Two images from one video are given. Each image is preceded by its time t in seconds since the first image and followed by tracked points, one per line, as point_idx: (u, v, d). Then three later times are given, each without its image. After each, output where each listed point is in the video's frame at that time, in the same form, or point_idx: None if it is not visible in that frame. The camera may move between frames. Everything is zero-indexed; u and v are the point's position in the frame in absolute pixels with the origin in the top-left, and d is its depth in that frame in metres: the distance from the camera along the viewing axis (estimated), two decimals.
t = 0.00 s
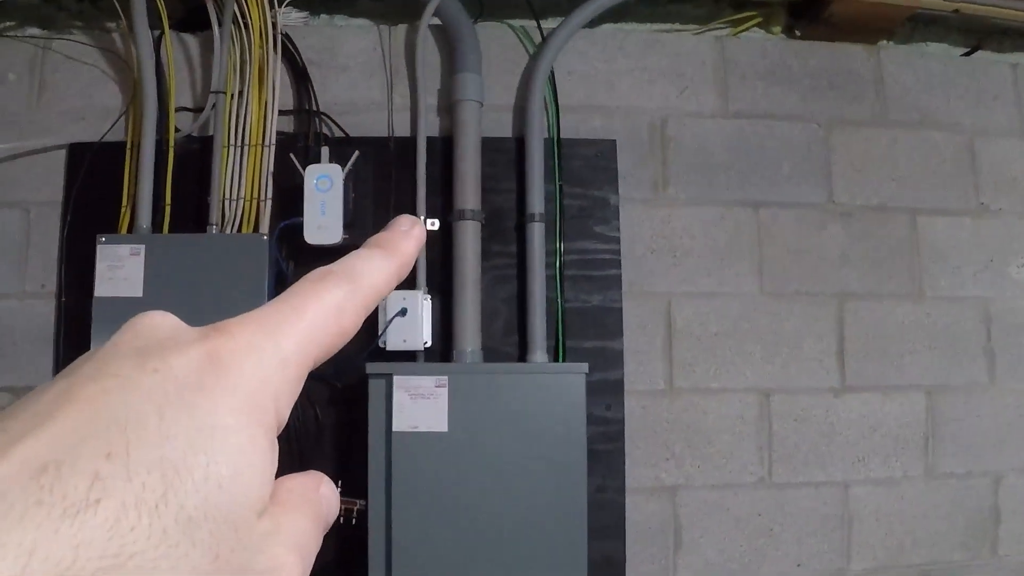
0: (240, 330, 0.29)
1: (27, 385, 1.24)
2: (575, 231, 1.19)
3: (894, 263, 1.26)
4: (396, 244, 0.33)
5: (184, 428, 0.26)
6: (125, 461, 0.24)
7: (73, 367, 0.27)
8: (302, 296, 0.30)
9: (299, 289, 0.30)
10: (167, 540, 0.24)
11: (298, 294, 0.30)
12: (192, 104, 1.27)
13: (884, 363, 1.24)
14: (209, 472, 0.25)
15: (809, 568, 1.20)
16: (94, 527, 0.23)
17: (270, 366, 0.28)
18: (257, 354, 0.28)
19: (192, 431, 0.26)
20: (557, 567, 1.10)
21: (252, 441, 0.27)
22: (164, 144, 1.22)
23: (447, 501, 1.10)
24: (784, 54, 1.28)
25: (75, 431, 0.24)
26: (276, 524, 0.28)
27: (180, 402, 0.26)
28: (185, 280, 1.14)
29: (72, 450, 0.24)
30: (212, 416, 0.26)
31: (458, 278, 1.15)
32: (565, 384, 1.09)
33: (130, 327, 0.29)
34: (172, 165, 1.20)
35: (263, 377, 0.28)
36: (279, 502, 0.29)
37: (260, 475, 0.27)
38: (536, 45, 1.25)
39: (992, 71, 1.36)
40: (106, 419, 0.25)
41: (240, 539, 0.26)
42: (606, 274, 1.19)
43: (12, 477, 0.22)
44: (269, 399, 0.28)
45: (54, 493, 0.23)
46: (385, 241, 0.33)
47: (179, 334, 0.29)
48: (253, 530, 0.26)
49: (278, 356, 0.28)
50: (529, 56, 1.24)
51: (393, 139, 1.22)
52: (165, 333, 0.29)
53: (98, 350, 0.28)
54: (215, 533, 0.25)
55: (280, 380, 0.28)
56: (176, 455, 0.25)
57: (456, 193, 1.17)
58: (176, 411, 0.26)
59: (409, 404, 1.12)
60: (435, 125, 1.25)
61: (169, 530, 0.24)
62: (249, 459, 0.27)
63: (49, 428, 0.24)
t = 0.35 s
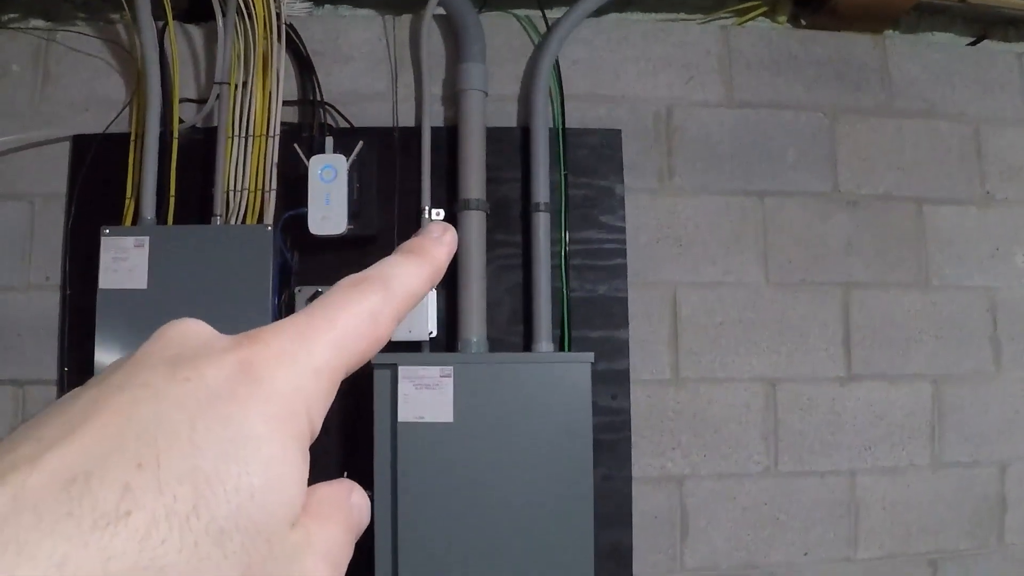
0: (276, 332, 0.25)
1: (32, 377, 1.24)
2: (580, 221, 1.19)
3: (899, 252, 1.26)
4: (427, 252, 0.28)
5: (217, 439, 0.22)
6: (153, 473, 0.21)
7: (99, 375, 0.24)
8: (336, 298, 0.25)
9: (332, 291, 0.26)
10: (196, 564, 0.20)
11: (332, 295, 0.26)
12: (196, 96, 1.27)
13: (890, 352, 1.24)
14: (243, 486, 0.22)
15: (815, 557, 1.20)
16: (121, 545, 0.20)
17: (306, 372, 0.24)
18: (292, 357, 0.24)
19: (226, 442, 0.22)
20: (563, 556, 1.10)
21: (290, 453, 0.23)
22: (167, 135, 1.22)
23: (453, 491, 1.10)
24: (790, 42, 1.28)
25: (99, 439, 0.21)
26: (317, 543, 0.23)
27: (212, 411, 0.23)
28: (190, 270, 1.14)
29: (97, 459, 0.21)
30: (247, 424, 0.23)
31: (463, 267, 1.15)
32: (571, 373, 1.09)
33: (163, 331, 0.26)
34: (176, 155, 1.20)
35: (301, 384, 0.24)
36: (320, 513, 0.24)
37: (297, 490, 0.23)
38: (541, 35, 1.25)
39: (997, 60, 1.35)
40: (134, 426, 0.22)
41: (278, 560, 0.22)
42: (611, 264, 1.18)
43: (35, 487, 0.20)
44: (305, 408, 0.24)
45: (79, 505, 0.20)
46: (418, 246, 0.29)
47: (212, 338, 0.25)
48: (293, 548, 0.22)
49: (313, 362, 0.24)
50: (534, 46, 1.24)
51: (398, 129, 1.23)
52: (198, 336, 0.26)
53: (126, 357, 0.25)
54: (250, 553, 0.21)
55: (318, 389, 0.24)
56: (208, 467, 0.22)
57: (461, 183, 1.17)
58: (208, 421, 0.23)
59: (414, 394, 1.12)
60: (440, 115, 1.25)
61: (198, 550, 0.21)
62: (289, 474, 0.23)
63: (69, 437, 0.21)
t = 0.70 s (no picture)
0: (303, 282, 0.30)
1: (36, 377, 1.25)
2: (583, 219, 1.19)
3: (902, 250, 1.26)
4: (489, 148, 0.33)
5: (247, 401, 0.27)
6: (183, 447, 0.26)
7: (138, 335, 0.29)
8: (378, 224, 0.30)
9: (372, 216, 0.31)
10: (241, 521, 0.26)
11: (371, 224, 0.30)
12: (198, 95, 1.28)
13: (893, 350, 1.24)
14: (277, 443, 0.27)
15: (819, 554, 1.20)
16: (164, 517, 0.25)
17: (345, 313, 0.29)
18: (325, 304, 0.29)
19: (259, 401, 0.28)
20: (567, 554, 1.10)
21: (325, 398, 0.28)
22: (170, 134, 1.22)
23: (456, 490, 1.10)
24: (791, 40, 1.28)
25: (134, 419, 0.26)
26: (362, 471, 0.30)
27: (243, 370, 0.28)
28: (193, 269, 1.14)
29: (133, 441, 0.26)
30: (275, 381, 0.28)
31: (466, 266, 1.15)
32: (575, 372, 1.09)
33: (194, 279, 0.31)
34: (178, 154, 1.20)
35: (332, 333, 0.29)
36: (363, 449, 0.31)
37: (335, 428, 0.29)
38: (543, 32, 1.25)
39: (999, 57, 1.35)
40: (166, 401, 0.26)
41: (326, 498, 0.28)
42: (615, 262, 1.18)
43: (78, 475, 0.25)
44: (341, 354, 0.29)
45: (119, 485, 0.25)
46: (477, 143, 0.33)
47: (240, 289, 0.30)
48: (338, 486, 0.29)
49: (349, 305, 0.29)
50: (536, 44, 1.24)
51: (400, 127, 1.23)
52: (225, 287, 0.30)
53: (161, 313, 0.30)
54: (294, 497, 0.28)
55: (350, 331, 0.29)
56: (239, 434, 0.27)
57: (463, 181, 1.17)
58: (236, 385, 0.27)
59: (418, 393, 1.11)
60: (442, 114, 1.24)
61: (248, 503, 0.27)
62: (318, 421, 0.28)
63: (115, 413, 0.26)
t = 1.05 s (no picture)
0: (348, 335, 0.33)
1: (35, 376, 1.25)
2: (582, 216, 1.19)
3: (903, 246, 1.26)
4: (528, 227, 0.37)
5: (290, 446, 0.29)
6: (224, 488, 0.28)
7: (188, 375, 0.32)
8: (424, 288, 0.33)
9: (414, 279, 0.34)
10: (279, 567, 0.27)
11: (416, 286, 0.34)
12: (197, 92, 1.27)
13: (894, 346, 1.24)
14: (318, 491, 0.29)
15: (820, 551, 1.20)
16: (200, 558, 0.26)
17: (389, 367, 0.32)
18: (370, 358, 0.32)
19: (301, 447, 0.30)
20: (567, 552, 1.10)
21: (364, 448, 0.31)
22: (168, 131, 1.21)
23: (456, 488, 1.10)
24: (791, 37, 1.28)
25: (179, 456, 0.28)
26: (393, 527, 0.32)
27: (288, 416, 0.30)
28: (192, 267, 1.14)
29: (177, 477, 0.28)
30: (319, 427, 0.30)
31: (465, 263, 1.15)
32: (575, 370, 1.09)
33: (245, 327, 0.34)
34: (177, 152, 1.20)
35: (372, 386, 0.32)
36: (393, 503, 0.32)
37: (372, 478, 0.30)
38: (542, 29, 1.24)
39: (1000, 53, 1.35)
40: (213, 442, 0.29)
41: (360, 549, 0.30)
42: (614, 259, 1.18)
43: (121, 506, 0.27)
44: (381, 407, 0.32)
45: (158, 523, 0.26)
46: (519, 220, 0.37)
47: (291, 340, 0.33)
48: (371, 537, 0.30)
49: (390, 361, 0.32)
50: (535, 41, 1.24)
51: (399, 124, 1.22)
52: (274, 336, 0.34)
53: (214, 355, 0.33)
54: (331, 546, 0.29)
55: (389, 386, 0.32)
56: (282, 477, 0.29)
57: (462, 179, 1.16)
58: (281, 429, 0.30)
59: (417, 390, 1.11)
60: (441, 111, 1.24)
61: (286, 549, 0.28)
62: (356, 471, 0.30)
63: (163, 449, 0.28)
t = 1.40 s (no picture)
0: (353, 340, 0.33)
1: (35, 370, 1.25)
2: (582, 208, 1.18)
3: (903, 237, 1.26)
4: (535, 234, 0.37)
5: (295, 451, 0.29)
6: (229, 493, 0.28)
7: (192, 379, 0.31)
8: (430, 293, 0.33)
9: (421, 284, 0.34)
10: (283, 572, 0.27)
11: (423, 291, 0.34)
12: (196, 86, 1.27)
13: (894, 338, 1.24)
14: (323, 496, 0.29)
15: (821, 543, 1.20)
16: (205, 563, 0.26)
17: (394, 371, 0.32)
18: (376, 362, 0.32)
19: (306, 452, 0.29)
20: (568, 543, 1.09)
21: (371, 453, 0.30)
22: (167, 124, 1.21)
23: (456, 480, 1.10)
24: (791, 29, 1.28)
25: (182, 461, 0.28)
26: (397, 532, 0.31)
27: (293, 421, 0.30)
28: (192, 261, 1.14)
29: (180, 483, 0.28)
30: (325, 432, 0.30)
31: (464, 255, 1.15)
32: (574, 362, 1.08)
33: (250, 331, 0.34)
34: (176, 146, 1.20)
35: (378, 392, 0.32)
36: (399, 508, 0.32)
37: (377, 484, 0.30)
38: (541, 22, 1.24)
39: (999, 44, 1.35)
40: (217, 447, 0.29)
41: (365, 555, 0.29)
42: (614, 251, 1.18)
43: (122, 511, 0.27)
44: (387, 412, 0.31)
45: (162, 528, 0.26)
46: (527, 226, 0.37)
47: (296, 344, 0.33)
48: (376, 543, 0.30)
49: (395, 366, 0.32)
50: (534, 33, 1.23)
51: (398, 117, 1.22)
52: (278, 340, 0.34)
53: (218, 360, 0.33)
54: (336, 551, 0.29)
55: (395, 392, 0.32)
56: (287, 482, 0.29)
57: (461, 171, 1.16)
58: (285, 434, 0.30)
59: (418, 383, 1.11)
60: (440, 104, 1.24)
61: (291, 554, 0.28)
62: (361, 477, 0.30)
63: (166, 454, 0.28)
